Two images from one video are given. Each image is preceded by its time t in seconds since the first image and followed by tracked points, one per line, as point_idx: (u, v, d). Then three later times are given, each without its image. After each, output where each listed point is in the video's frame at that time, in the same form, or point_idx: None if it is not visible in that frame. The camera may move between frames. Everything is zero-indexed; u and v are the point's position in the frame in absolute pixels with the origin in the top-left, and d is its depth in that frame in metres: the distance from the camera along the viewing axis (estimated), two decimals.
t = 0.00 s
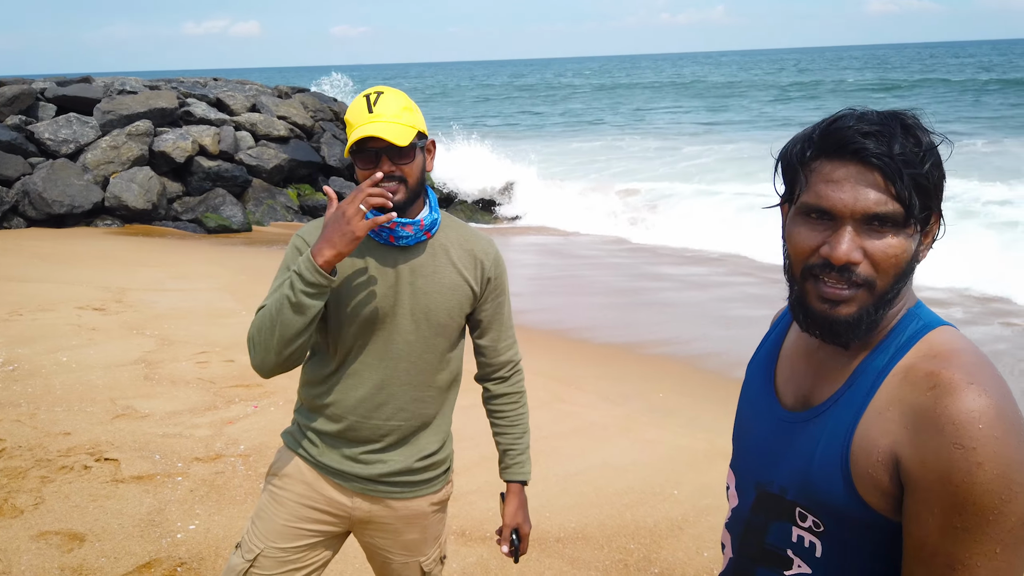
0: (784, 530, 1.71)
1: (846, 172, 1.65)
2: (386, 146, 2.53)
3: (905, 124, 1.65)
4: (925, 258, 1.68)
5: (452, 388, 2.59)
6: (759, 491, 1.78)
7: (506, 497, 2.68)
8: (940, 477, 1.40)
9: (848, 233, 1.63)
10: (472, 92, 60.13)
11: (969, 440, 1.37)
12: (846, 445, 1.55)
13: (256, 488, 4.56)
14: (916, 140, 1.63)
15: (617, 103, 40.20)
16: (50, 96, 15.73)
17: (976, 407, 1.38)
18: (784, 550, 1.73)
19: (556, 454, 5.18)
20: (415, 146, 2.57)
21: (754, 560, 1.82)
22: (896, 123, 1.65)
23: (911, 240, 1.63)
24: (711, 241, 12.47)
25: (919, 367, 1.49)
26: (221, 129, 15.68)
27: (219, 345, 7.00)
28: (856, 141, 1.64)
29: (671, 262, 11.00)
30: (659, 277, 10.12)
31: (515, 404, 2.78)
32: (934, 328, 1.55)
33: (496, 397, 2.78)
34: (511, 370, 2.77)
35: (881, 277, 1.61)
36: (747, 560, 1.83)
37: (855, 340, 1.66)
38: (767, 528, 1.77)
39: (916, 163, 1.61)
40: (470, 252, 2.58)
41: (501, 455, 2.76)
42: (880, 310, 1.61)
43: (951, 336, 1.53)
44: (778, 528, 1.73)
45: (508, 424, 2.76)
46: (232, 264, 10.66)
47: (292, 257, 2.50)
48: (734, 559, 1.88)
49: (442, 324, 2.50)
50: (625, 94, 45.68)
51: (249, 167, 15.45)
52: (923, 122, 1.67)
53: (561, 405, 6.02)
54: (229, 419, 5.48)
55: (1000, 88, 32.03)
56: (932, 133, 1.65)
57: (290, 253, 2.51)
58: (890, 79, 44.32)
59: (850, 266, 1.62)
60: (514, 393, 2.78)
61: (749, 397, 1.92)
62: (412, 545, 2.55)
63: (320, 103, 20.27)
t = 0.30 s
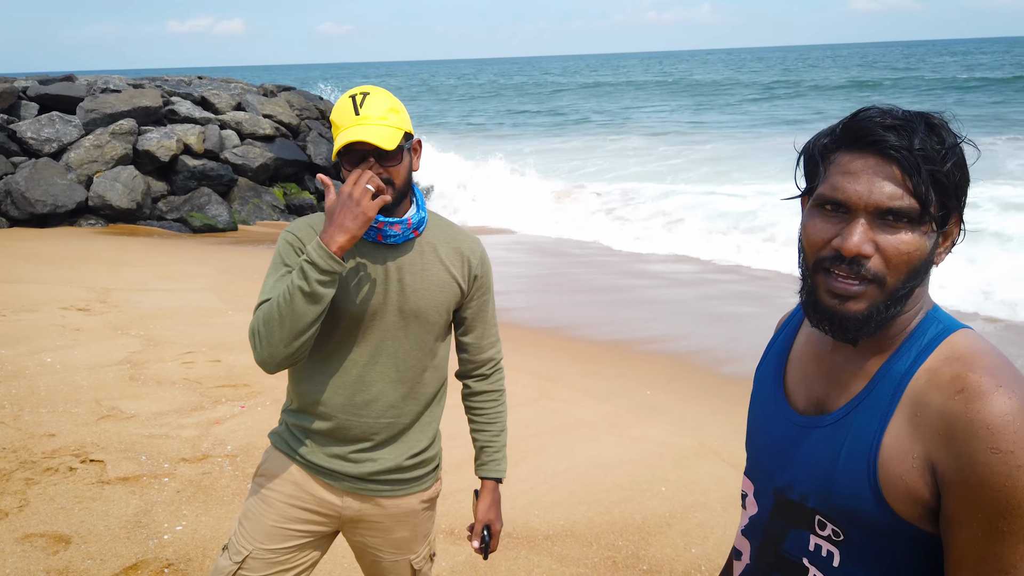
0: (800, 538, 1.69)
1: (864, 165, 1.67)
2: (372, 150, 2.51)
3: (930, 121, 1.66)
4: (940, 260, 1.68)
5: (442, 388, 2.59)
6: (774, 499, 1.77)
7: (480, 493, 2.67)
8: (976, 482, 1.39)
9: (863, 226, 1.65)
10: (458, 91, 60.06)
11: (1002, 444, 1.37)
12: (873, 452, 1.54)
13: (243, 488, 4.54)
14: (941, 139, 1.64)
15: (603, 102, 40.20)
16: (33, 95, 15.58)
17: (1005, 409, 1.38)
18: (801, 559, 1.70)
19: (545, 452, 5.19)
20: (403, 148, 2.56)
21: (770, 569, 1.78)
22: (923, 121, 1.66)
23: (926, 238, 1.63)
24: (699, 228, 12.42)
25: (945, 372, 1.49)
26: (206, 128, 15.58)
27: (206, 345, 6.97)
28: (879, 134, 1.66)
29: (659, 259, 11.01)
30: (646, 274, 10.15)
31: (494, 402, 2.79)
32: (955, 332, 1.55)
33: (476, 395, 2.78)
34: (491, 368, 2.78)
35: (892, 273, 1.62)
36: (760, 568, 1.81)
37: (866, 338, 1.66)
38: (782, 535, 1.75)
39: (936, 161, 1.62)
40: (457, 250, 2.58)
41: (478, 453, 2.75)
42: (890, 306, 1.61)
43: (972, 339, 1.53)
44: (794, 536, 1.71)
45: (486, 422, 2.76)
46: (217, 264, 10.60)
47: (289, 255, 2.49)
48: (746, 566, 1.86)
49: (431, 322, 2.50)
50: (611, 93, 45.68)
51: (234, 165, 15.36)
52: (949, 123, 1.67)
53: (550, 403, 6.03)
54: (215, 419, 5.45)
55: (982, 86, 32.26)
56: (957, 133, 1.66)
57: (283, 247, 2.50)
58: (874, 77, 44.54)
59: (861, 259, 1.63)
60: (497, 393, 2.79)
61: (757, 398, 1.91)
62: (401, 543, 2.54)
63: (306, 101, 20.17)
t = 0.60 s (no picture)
0: (805, 535, 1.66)
1: (817, 167, 1.66)
2: (374, 144, 2.53)
3: (891, 116, 1.61)
4: (924, 254, 1.60)
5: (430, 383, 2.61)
6: (777, 495, 1.71)
7: (460, 482, 2.70)
8: (974, 474, 1.41)
9: (814, 222, 1.64)
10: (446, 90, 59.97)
11: (1009, 441, 1.38)
12: (881, 447, 1.52)
13: (231, 489, 4.52)
14: (894, 132, 1.59)
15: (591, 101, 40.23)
16: (16, 95, 15.45)
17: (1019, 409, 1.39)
18: (804, 555, 1.67)
19: (534, 451, 5.20)
20: (399, 147, 2.59)
21: (771, 566, 1.74)
22: (880, 117, 1.62)
23: (889, 232, 1.58)
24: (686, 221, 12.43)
25: (956, 369, 1.48)
26: (192, 128, 15.49)
27: (193, 345, 6.94)
28: (829, 134, 1.65)
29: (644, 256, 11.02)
30: (634, 273, 10.18)
31: (475, 394, 2.79)
32: (964, 330, 1.53)
33: (456, 388, 2.78)
34: (473, 361, 2.77)
35: (849, 266, 1.60)
36: (763, 564, 1.76)
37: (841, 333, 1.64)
38: (787, 533, 1.70)
39: (887, 154, 1.58)
40: (442, 246, 2.58)
41: (459, 444, 2.77)
42: (847, 301, 1.60)
43: (981, 338, 1.52)
44: (799, 534, 1.67)
45: (467, 414, 2.77)
46: (204, 264, 10.55)
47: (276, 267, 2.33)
48: (747, 562, 1.81)
49: (423, 316, 2.51)
50: (598, 93, 45.73)
51: (220, 165, 15.29)
52: (913, 112, 1.60)
53: (539, 401, 6.05)
54: (203, 420, 5.43)
55: (966, 85, 32.50)
56: (919, 123, 1.59)
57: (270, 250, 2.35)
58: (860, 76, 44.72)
59: (813, 254, 1.63)
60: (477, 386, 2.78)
61: (757, 397, 1.83)
62: (394, 539, 2.55)
63: (293, 101, 20.10)
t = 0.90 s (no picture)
0: (748, 512, 1.67)
1: (774, 157, 1.67)
2: (356, 145, 2.53)
3: (848, 113, 1.62)
4: (871, 246, 1.62)
5: (414, 378, 2.60)
6: (729, 477, 1.71)
7: (449, 470, 2.72)
8: (880, 456, 1.43)
9: (767, 208, 1.65)
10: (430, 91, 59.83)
11: (914, 425, 1.42)
12: (805, 427, 1.55)
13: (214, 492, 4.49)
14: (850, 128, 1.59)
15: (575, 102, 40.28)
16: None
17: (930, 397, 1.42)
18: (747, 532, 1.68)
19: (519, 451, 5.20)
20: (380, 150, 2.58)
21: (722, 545, 1.75)
22: (838, 113, 1.62)
23: (839, 223, 1.59)
24: (668, 220, 12.49)
25: (879, 358, 1.51)
26: (173, 129, 15.39)
27: (176, 348, 6.88)
28: (787, 126, 1.65)
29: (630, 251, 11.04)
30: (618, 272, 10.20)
31: (460, 389, 2.79)
32: (900, 324, 1.55)
33: (442, 383, 2.78)
34: (455, 356, 2.77)
35: (798, 253, 1.61)
36: (713, 547, 1.77)
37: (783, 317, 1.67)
38: (731, 510, 1.71)
39: (838, 149, 1.59)
40: (419, 246, 2.57)
41: (446, 434, 2.77)
42: (794, 285, 1.61)
43: (917, 331, 1.54)
44: (743, 512, 1.68)
45: (453, 408, 2.77)
46: (186, 266, 10.47)
47: (245, 285, 2.35)
48: (699, 544, 1.82)
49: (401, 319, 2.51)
50: (582, 93, 45.77)
51: (202, 166, 15.21)
52: (871, 110, 1.60)
53: (524, 402, 6.05)
54: (185, 423, 5.39)
55: (947, 87, 32.84)
56: (874, 121, 1.59)
57: (239, 264, 2.37)
58: (841, 78, 45.09)
59: (764, 240, 1.64)
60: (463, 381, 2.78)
61: (725, 386, 1.83)
62: (384, 535, 2.55)
63: (275, 102, 19.99)
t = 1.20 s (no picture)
0: (688, 509, 1.66)
1: (687, 161, 1.71)
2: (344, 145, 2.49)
3: (756, 122, 1.67)
4: (771, 249, 1.68)
5: (383, 380, 2.56)
6: (657, 476, 1.72)
7: (428, 477, 2.67)
8: (835, 434, 1.46)
9: (678, 211, 1.69)
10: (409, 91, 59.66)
11: (849, 400, 1.46)
12: (739, 418, 1.57)
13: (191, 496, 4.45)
14: (757, 138, 1.64)
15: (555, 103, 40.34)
16: None
17: (847, 370, 1.48)
18: (688, 526, 1.67)
19: (498, 452, 5.20)
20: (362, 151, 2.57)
21: (662, 542, 1.73)
22: (747, 122, 1.67)
23: (743, 227, 1.64)
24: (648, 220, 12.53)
25: (791, 343, 1.57)
26: (148, 129, 15.23)
27: (152, 351, 6.81)
28: (699, 132, 1.69)
29: (611, 249, 11.07)
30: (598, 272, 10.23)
31: (440, 390, 2.74)
32: (801, 309, 1.62)
33: (421, 384, 2.74)
34: (434, 356, 2.73)
35: (705, 254, 1.66)
36: (653, 544, 1.75)
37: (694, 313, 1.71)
38: (671, 508, 1.70)
39: (745, 157, 1.64)
40: (392, 245, 2.54)
41: (424, 439, 2.73)
42: (700, 284, 1.66)
43: (818, 314, 1.60)
44: (683, 508, 1.67)
45: (432, 410, 2.73)
46: (163, 268, 10.36)
47: (218, 291, 2.34)
48: (638, 545, 1.80)
49: (374, 319, 2.48)
50: (562, 94, 45.84)
51: (178, 167, 15.07)
52: (776, 122, 1.67)
53: (504, 402, 6.05)
54: (162, 426, 5.33)
55: (921, 88, 33.27)
56: (779, 132, 1.65)
57: (210, 272, 2.35)
58: (817, 79, 45.53)
59: (674, 240, 1.68)
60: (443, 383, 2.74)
61: (644, 385, 1.84)
62: (355, 535, 2.53)
63: (252, 102, 19.83)
